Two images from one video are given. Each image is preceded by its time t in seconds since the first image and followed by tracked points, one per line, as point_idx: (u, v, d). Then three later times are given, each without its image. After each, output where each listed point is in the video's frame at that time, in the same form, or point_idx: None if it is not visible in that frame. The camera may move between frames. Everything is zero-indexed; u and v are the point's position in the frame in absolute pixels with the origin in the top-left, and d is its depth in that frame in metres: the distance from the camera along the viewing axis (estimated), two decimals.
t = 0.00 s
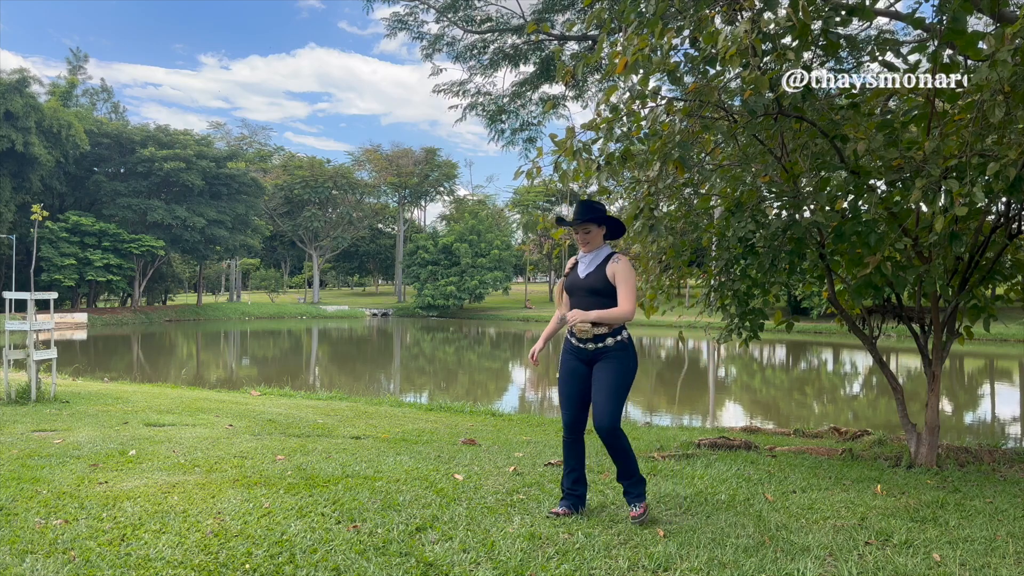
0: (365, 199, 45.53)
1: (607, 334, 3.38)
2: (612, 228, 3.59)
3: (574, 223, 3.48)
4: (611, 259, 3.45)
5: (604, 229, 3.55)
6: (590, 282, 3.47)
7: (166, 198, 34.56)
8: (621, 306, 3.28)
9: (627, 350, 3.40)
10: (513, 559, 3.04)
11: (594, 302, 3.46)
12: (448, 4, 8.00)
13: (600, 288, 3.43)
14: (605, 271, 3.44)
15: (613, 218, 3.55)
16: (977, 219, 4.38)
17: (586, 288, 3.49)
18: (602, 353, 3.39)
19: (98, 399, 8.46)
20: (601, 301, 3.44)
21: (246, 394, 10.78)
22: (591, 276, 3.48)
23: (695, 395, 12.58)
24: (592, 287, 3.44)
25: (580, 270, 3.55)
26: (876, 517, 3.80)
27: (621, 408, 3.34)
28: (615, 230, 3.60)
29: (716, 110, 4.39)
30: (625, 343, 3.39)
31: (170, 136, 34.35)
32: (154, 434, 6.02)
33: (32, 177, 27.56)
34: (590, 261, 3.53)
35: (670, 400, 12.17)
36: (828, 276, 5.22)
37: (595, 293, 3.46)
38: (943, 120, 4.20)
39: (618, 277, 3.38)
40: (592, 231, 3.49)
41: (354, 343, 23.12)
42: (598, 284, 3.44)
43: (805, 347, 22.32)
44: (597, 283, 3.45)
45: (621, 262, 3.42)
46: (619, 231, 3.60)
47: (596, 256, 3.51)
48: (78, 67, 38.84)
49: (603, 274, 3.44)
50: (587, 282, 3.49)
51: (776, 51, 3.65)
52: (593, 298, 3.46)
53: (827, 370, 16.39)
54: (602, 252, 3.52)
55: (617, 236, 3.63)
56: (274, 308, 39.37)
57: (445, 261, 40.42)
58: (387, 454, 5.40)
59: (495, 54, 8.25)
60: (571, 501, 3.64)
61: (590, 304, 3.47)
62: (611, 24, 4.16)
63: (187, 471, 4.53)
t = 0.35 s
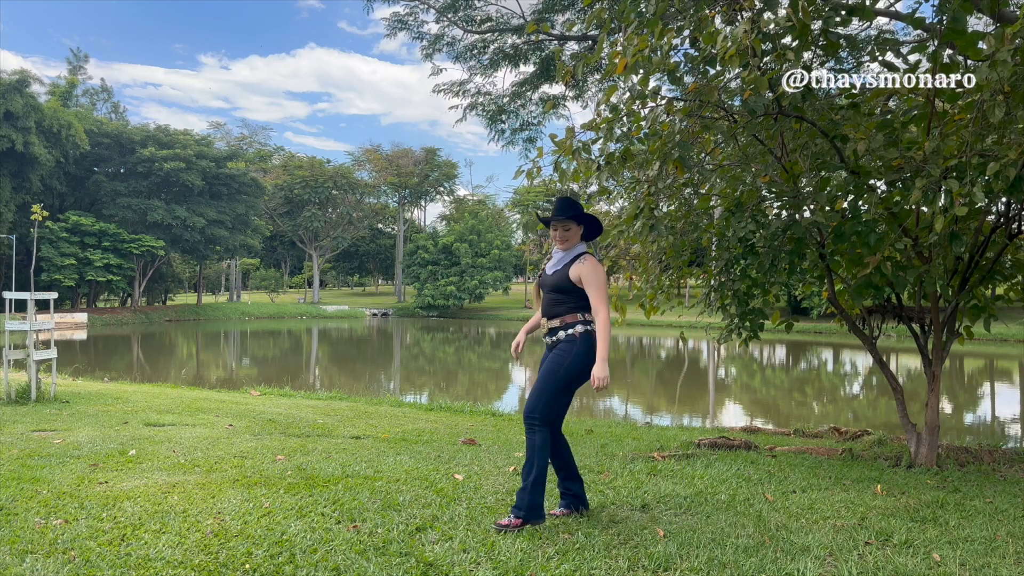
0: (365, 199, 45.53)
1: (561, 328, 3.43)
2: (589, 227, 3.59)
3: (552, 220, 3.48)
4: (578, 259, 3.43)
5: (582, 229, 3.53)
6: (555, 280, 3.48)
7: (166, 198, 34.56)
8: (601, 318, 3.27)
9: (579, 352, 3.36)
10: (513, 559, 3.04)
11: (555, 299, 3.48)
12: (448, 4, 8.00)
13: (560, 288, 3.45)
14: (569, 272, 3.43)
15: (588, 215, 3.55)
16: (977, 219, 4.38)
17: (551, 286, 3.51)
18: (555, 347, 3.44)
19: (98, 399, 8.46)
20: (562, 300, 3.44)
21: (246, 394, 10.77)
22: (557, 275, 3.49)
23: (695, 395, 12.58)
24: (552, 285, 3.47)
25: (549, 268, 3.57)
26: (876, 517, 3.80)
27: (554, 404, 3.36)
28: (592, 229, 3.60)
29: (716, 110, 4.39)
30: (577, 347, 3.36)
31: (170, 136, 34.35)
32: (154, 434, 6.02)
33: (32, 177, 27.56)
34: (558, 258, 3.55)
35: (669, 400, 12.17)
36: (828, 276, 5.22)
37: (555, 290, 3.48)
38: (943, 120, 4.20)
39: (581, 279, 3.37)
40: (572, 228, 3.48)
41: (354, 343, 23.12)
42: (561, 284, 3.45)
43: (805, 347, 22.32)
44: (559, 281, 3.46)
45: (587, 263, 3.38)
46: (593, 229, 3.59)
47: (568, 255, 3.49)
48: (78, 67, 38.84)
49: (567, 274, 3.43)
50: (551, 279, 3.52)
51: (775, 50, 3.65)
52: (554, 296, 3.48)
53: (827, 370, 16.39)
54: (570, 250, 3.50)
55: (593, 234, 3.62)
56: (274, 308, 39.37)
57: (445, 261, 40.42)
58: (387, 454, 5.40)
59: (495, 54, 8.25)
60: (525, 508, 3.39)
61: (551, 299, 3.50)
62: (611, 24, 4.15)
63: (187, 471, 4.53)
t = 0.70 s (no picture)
0: (365, 199, 45.53)
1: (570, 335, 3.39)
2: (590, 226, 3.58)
3: (558, 222, 3.47)
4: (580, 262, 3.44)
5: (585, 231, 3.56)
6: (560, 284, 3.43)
7: (166, 197, 34.56)
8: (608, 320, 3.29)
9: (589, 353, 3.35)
10: (513, 559, 3.03)
11: (560, 304, 3.43)
12: (448, 3, 7.99)
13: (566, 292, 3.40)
14: (575, 273, 3.41)
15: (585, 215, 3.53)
16: (977, 219, 4.38)
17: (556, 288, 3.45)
18: (562, 353, 3.41)
19: (98, 399, 8.46)
20: (570, 304, 3.41)
21: (245, 394, 10.77)
22: (562, 278, 3.44)
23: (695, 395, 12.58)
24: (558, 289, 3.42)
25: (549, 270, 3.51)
26: (876, 517, 3.80)
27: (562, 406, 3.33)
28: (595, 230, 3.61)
29: (717, 110, 4.39)
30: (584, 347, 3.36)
31: (170, 136, 34.35)
32: (153, 434, 6.02)
33: (32, 177, 27.56)
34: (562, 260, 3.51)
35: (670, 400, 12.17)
36: (828, 276, 5.21)
37: (562, 296, 3.42)
38: (943, 120, 4.20)
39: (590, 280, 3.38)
40: (576, 231, 3.50)
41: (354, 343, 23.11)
42: (565, 287, 3.41)
43: (805, 347, 22.33)
44: (564, 286, 3.41)
45: (592, 265, 3.41)
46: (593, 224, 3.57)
47: (570, 258, 3.49)
48: (78, 67, 38.83)
49: (576, 277, 3.40)
50: (555, 285, 3.45)
51: (776, 50, 3.65)
52: (559, 301, 3.43)
53: (827, 370, 16.40)
54: (570, 253, 3.50)
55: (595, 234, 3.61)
56: (274, 308, 39.37)
57: (445, 261, 40.42)
58: (387, 454, 5.40)
59: (495, 54, 8.25)
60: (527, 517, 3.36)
61: (556, 306, 3.45)
62: (611, 24, 4.15)
63: (187, 471, 4.52)
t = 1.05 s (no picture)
0: (365, 199, 45.52)
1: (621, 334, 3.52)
2: (609, 219, 3.75)
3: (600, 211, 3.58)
4: (615, 261, 3.62)
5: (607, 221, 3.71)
6: (610, 284, 3.50)
7: (166, 197, 34.55)
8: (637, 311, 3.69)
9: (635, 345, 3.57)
10: (513, 559, 3.03)
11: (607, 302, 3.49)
12: (448, 3, 7.99)
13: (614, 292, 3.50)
14: (617, 271, 3.58)
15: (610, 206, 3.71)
16: (977, 219, 4.38)
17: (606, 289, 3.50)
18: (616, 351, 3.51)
19: (98, 399, 8.46)
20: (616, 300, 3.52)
21: (245, 394, 10.77)
22: (609, 278, 3.51)
23: (695, 395, 12.58)
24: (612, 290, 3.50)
25: (591, 272, 3.49)
26: (876, 517, 3.80)
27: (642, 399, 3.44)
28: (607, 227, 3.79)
29: (716, 110, 4.40)
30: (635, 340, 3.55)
31: (170, 136, 34.36)
32: (154, 434, 6.03)
33: (32, 177, 27.57)
34: (602, 260, 3.56)
35: (670, 400, 12.17)
36: (828, 276, 5.22)
37: (610, 296, 3.49)
38: (943, 120, 4.20)
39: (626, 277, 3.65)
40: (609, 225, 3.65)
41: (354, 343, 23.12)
42: (615, 286, 3.51)
43: (805, 347, 22.33)
44: (615, 285, 3.51)
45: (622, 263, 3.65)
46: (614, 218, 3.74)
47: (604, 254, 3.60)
48: (78, 67, 38.83)
49: (619, 275, 3.56)
50: (605, 285, 3.48)
51: (776, 50, 3.65)
52: (610, 299, 3.49)
53: (827, 370, 16.40)
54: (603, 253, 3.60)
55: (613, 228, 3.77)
56: (274, 308, 39.37)
57: (445, 261, 40.41)
58: (387, 454, 5.40)
59: (495, 54, 8.25)
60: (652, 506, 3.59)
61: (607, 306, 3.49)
62: (611, 24, 4.15)
63: (187, 471, 4.52)
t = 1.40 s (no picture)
0: (365, 199, 45.53)
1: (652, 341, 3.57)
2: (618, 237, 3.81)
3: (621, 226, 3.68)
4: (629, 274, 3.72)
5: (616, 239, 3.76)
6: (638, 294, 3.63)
7: (166, 197, 34.55)
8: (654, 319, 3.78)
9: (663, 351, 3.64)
10: (514, 559, 3.03)
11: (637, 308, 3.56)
12: (448, 3, 7.99)
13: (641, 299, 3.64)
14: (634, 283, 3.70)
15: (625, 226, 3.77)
16: (977, 219, 4.38)
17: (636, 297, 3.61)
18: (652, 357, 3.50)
19: (98, 399, 8.46)
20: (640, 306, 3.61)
21: (245, 394, 10.77)
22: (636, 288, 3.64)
23: (695, 395, 12.58)
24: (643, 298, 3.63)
25: (622, 283, 3.59)
26: (876, 517, 3.80)
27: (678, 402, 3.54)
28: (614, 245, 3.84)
29: (716, 110, 4.39)
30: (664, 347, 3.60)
31: (170, 136, 34.37)
32: (154, 434, 6.02)
33: (32, 177, 27.57)
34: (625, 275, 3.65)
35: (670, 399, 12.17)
36: (828, 276, 5.22)
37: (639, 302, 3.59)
38: (943, 120, 4.20)
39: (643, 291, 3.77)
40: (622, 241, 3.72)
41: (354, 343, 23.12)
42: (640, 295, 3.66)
43: (805, 347, 22.32)
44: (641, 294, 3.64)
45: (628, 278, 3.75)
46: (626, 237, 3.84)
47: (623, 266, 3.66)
48: (78, 67, 38.82)
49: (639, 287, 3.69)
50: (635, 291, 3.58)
51: (776, 50, 3.65)
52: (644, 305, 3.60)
53: (827, 370, 16.40)
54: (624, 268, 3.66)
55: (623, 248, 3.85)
56: (274, 308, 39.39)
57: (445, 261, 40.41)
58: (387, 454, 5.40)
59: (495, 54, 8.25)
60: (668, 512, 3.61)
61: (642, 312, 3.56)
62: (611, 24, 4.15)
63: (187, 471, 4.53)
